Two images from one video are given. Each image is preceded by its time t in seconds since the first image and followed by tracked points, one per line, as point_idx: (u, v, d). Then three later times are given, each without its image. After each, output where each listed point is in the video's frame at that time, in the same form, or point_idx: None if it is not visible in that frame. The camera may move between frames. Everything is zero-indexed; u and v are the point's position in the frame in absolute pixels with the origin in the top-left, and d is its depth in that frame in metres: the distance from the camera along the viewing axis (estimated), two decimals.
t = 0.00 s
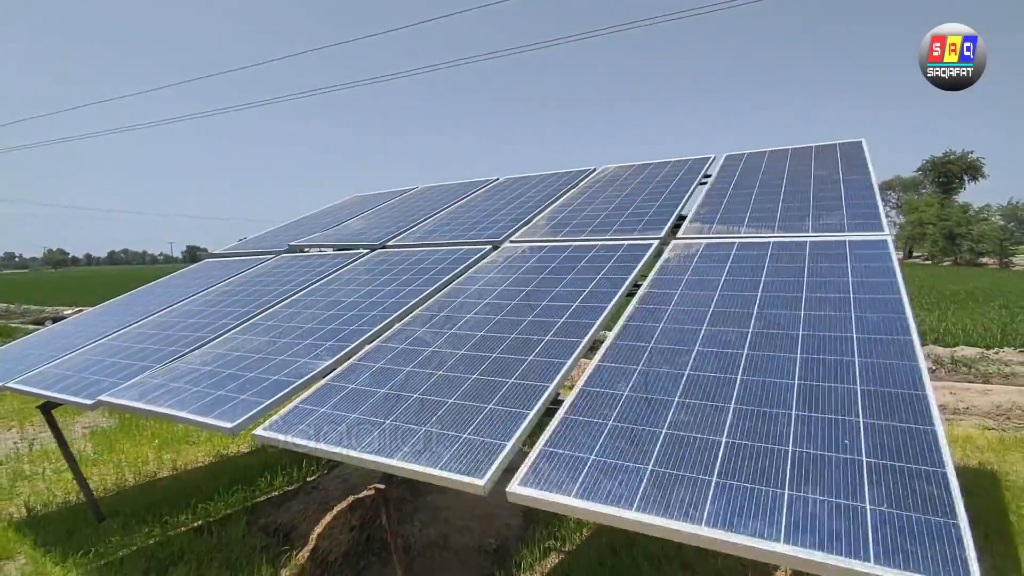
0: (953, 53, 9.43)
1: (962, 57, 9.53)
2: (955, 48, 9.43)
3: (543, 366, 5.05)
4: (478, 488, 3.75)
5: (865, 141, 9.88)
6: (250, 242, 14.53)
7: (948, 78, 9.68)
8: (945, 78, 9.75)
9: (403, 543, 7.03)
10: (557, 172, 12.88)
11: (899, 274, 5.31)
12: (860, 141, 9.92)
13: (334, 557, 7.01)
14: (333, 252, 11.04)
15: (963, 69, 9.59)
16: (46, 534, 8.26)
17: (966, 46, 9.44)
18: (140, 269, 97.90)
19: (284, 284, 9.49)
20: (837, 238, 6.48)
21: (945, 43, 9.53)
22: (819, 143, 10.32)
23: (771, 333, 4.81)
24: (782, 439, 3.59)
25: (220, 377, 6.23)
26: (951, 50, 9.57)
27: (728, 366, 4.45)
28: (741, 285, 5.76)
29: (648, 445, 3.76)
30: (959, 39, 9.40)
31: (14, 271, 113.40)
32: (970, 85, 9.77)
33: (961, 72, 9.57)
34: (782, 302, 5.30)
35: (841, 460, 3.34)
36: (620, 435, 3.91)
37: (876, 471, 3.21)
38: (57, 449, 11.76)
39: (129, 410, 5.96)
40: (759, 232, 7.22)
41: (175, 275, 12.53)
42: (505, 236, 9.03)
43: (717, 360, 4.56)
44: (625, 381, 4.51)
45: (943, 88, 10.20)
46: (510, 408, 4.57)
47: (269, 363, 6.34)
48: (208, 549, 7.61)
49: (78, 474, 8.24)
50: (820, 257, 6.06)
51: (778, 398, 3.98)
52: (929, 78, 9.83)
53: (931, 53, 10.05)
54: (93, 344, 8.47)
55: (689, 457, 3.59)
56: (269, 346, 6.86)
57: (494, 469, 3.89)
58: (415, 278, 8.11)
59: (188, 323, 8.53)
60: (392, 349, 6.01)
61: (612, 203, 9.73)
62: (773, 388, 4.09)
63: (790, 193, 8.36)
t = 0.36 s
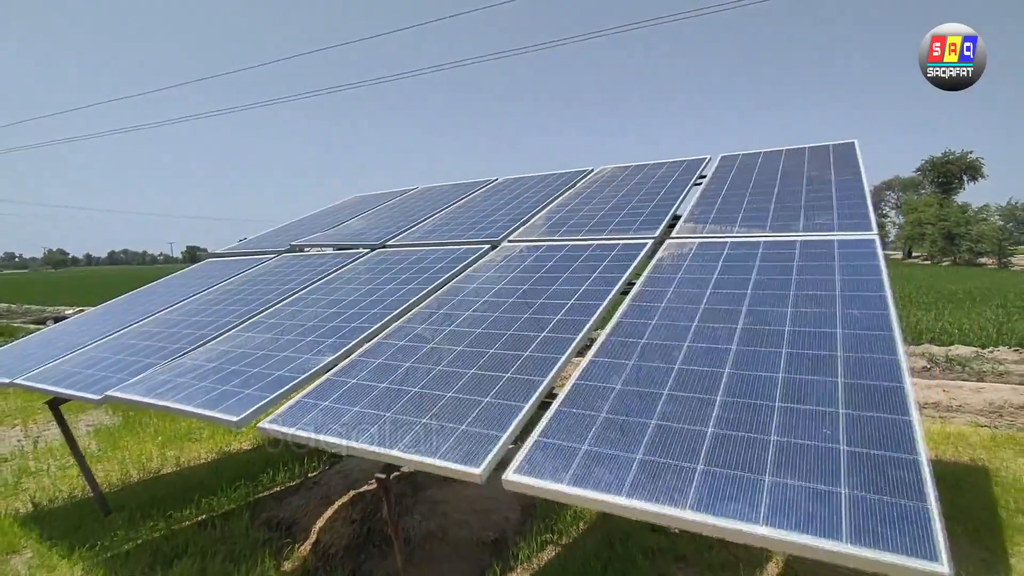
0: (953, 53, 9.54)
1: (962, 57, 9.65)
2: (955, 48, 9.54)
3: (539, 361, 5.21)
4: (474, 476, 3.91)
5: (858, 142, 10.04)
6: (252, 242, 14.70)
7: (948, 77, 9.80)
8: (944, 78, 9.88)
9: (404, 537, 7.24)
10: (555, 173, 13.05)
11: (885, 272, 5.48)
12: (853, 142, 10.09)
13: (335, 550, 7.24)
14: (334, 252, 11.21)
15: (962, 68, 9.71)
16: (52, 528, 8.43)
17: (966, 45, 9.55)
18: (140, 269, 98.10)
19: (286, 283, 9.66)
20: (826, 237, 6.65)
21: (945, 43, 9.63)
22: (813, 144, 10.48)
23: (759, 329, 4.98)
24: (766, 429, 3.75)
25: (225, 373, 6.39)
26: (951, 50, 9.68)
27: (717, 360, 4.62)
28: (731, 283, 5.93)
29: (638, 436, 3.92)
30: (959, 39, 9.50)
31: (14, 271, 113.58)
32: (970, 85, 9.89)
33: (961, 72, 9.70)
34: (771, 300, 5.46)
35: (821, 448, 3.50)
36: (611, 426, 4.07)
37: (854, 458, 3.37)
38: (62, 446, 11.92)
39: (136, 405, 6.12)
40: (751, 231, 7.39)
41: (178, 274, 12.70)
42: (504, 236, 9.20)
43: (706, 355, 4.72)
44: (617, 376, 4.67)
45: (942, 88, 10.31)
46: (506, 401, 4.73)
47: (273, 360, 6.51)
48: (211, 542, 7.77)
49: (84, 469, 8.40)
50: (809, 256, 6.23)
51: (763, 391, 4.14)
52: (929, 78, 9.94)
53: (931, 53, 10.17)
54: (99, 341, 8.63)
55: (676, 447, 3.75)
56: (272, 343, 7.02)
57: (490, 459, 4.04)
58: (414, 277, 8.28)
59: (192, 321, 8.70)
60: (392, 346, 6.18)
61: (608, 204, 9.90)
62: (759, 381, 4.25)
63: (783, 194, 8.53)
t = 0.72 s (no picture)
0: (954, 53, 9.65)
1: (962, 57, 9.76)
2: (955, 48, 9.64)
3: (533, 357, 5.39)
4: (469, 465, 4.10)
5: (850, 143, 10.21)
6: (253, 243, 14.89)
7: (948, 78, 9.91)
8: (945, 78, 9.97)
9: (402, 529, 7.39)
10: (552, 174, 13.22)
11: (869, 271, 5.65)
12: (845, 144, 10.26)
13: (335, 543, 7.43)
14: (334, 252, 11.39)
15: (963, 68, 9.82)
16: (58, 522, 8.60)
17: (966, 46, 9.66)
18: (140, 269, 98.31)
19: (287, 282, 9.85)
20: (814, 237, 6.83)
21: (944, 44, 9.70)
22: (806, 146, 10.65)
23: (746, 326, 5.15)
24: (747, 420, 3.93)
25: (228, 369, 6.57)
26: (950, 51, 9.79)
27: (703, 356, 4.80)
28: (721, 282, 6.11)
29: (626, 427, 4.10)
30: (958, 40, 9.61)
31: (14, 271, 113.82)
32: (970, 84, 10.01)
33: (961, 71, 9.81)
34: (758, 298, 5.64)
35: (798, 438, 3.69)
36: (600, 418, 4.26)
37: (829, 447, 3.56)
38: (66, 443, 12.11)
39: (142, 400, 6.30)
40: (742, 232, 7.57)
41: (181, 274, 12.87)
42: (501, 236, 9.38)
43: (693, 351, 4.90)
44: (608, 370, 4.85)
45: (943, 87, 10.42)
46: (501, 395, 4.91)
47: (275, 356, 6.69)
48: (214, 536, 7.95)
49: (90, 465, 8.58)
50: (796, 256, 6.40)
51: (746, 384, 4.32)
52: (928, 78, 10.05)
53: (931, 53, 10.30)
54: (105, 339, 8.82)
55: (661, 437, 3.94)
56: (275, 340, 7.20)
57: (485, 449, 4.24)
58: (413, 276, 8.46)
59: (196, 319, 8.89)
60: (391, 342, 6.36)
61: (604, 205, 10.08)
62: (743, 376, 4.44)
63: (774, 195, 8.70)
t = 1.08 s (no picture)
0: (953, 52, 9.82)
1: (962, 57, 9.91)
2: (955, 48, 9.81)
3: (528, 358, 5.55)
4: (465, 463, 4.25)
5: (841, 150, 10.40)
6: (254, 248, 15.08)
7: (948, 78, 10.07)
8: (945, 78, 10.13)
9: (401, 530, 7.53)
10: (550, 180, 13.41)
11: (854, 275, 5.81)
12: (837, 150, 10.46)
13: (335, 542, 7.59)
14: (334, 257, 11.56)
15: (963, 68, 9.98)
16: (62, 523, 8.73)
17: (965, 45, 9.82)
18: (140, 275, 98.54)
19: (288, 287, 10.02)
20: (802, 243, 7.01)
21: (944, 43, 9.88)
22: (798, 152, 10.85)
23: (734, 328, 5.31)
24: (732, 418, 4.09)
25: (231, 371, 6.73)
26: (950, 50, 9.95)
27: (693, 357, 4.96)
28: (711, 286, 6.28)
29: (617, 425, 4.25)
30: (958, 39, 9.77)
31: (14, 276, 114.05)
32: (969, 84, 10.17)
33: (961, 72, 9.97)
34: (747, 301, 5.81)
35: (780, 435, 3.84)
36: (591, 417, 4.41)
37: (809, 444, 3.71)
38: (68, 447, 12.25)
39: (147, 401, 6.46)
40: (734, 237, 7.74)
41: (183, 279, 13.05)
42: (499, 242, 9.55)
43: (683, 352, 5.06)
44: (600, 371, 5.01)
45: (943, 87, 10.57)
46: (496, 395, 5.07)
47: (277, 359, 6.85)
48: (216, 536, 8.08)
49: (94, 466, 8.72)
50: (785, 261, 6.58)
51: (732, 384, 4.48)
52: (929, 78, 10.20)
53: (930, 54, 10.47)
54: (109, 342, 8.98)
55: (650, 435, 4.09)
56: (277, 343, 7.36)
57: (480, 447, 4.39)
58: (412, 281, 8.63)
59: (199, 322, 9.06)
60: (390, 345, 6.52)
61: (600, 210, 10.26)
62: (729, 376, 4.59)
63: (766, 201, 8.88)
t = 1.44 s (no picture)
0: (954, 52, 9.98)
1: (962, 56, 10.07)
2: (955, 48, 9.97)
3: (524, 361, 5.68)
4: (463, 461, 4.37)
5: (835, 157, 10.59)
6: (256, 253, 15.23)
7: (948, 77, 10.23)
8: (945, 78, 10.29)
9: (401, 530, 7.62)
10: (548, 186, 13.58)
11: (843, 279, 5.96)
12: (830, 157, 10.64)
13: (335, 543, 7.69)
14: (335, 262, 11.71)
15: (963, 67, 10.15)
16: (65, 525, 8.83)
17: (965, 45, 9.99)
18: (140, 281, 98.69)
19: (290, 291, 10.16)
20: (794, 248, 7.16)
21: (944, 43, 10.05)
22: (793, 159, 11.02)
23: (726, 331, 5.45)
24: (721, 418, 4.22)
25: (234, 374, 6.86)
26: (950, 50, 10.12)
27: (685, 359, 5.09)
28: (704, 290, 6.42)
29: (610, 425, 4.38)
30: (958, 40, 9.93)
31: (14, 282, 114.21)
32: (970, 83, 10.34)
33: (961, 71, 10.14)
34: (739, 305, 5.95)
35: (767, 434, 3.97)
36: (586, 417, 4.54)
37: (794, 442, 3.84)
38: (70, 450, 12.34)
39: (151, 403, 6.58)
40: (727, 242, 7.89)
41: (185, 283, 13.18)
42: (497, 247, 9.70)
43: (675, 354, 5.20)
44: (595, 373, 5.14)
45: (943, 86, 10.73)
46: (493, 396, 5.20)
47: (279, 361, 6.98)
48: (217, 537, 8.18)
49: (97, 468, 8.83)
50: (777, 266, 6.72)
51: (722, 385, 4.61)
52: (930, 77, 10.35)
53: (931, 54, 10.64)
54: (113, 346, 9.10)
55: (642, 434, 4.22)
56: (278, 346, 7.49)
57: (477, 446, 4.51)
58: (412, 285, 8.77)
59: (202, 326, 9.19)
60: (390, 348, 6.65)
61: (597, 216, 10.41)
62: (720, 377, 4.73)
63: (760, 207, 9.03)
